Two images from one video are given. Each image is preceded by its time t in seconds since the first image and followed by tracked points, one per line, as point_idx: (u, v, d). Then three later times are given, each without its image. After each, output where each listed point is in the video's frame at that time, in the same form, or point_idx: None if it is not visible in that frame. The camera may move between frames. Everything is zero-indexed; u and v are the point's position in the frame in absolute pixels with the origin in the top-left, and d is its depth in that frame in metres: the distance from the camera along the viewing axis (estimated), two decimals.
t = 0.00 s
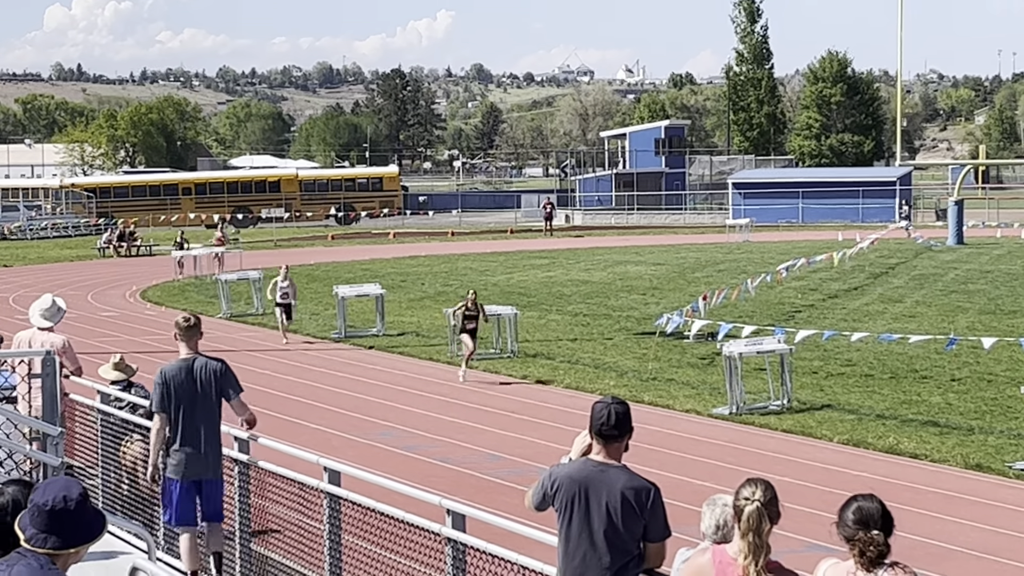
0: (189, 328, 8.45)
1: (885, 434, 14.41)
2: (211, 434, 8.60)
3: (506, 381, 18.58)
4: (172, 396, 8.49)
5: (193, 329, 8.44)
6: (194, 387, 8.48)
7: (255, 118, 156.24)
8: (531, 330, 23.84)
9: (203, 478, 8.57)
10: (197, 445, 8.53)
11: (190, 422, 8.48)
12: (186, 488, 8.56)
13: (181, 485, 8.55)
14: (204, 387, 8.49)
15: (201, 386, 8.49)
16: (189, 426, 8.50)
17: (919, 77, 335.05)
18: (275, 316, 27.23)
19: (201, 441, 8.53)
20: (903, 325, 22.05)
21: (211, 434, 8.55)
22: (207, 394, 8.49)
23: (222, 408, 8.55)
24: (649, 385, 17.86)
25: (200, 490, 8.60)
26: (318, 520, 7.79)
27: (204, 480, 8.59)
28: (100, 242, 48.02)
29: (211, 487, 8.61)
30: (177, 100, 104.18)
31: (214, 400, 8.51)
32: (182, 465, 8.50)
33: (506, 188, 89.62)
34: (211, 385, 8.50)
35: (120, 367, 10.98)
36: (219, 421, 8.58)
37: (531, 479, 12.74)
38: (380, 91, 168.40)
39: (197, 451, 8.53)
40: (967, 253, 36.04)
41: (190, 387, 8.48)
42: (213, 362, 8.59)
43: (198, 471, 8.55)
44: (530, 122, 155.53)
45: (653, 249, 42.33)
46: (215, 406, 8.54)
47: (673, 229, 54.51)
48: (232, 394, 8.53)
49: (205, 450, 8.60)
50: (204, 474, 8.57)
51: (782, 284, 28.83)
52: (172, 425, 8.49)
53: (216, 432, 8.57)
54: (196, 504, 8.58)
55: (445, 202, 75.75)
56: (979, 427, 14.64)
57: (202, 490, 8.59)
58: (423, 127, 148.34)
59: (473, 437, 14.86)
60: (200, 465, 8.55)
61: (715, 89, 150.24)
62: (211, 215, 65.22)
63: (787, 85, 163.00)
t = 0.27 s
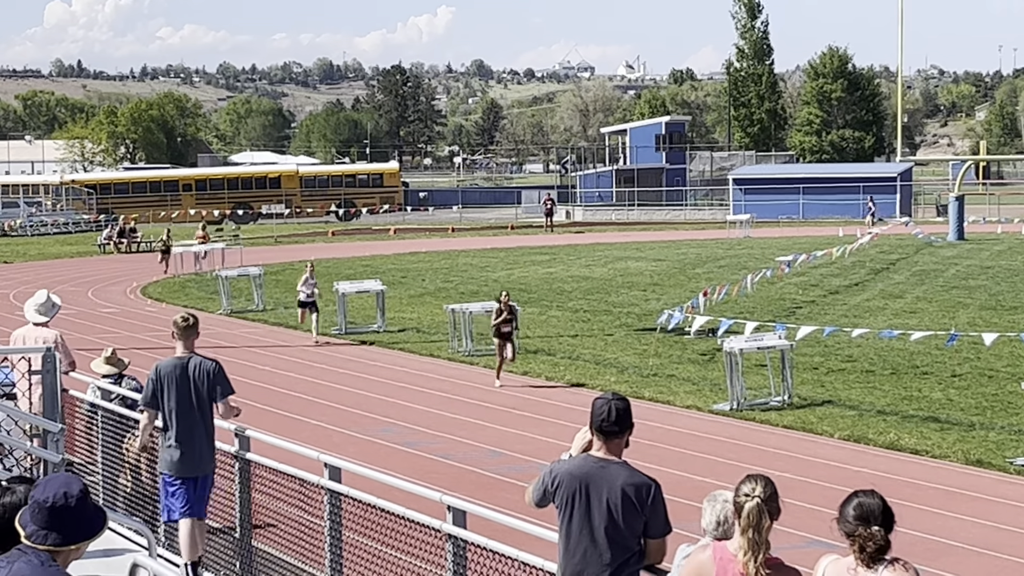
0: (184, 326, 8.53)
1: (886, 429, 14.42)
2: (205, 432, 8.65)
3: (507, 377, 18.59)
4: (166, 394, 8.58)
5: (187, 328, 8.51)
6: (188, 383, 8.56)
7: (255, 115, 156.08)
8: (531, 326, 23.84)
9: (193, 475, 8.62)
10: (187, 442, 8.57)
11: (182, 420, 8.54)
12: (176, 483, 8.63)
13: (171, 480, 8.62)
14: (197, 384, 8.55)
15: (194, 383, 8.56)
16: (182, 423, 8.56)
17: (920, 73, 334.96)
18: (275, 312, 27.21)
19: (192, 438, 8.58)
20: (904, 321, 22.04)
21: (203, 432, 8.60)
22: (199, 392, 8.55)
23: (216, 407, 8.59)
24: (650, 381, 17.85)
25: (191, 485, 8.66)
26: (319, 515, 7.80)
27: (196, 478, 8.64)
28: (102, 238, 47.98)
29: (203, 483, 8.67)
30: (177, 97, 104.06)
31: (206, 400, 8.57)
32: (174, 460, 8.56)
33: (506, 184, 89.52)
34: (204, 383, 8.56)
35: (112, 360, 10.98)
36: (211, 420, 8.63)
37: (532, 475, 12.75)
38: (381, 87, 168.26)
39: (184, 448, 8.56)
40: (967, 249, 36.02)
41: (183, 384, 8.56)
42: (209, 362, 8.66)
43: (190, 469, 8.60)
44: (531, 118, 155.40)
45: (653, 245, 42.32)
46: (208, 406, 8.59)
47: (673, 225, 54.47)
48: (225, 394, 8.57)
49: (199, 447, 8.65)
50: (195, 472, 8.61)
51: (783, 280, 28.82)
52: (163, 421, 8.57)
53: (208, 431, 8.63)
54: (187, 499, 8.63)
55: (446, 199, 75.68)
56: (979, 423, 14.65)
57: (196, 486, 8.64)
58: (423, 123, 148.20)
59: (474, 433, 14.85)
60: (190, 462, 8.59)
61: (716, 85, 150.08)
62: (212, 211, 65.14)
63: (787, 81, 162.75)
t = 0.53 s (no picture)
0: (184, 316, 8.60)
1: (886, 425, 14.42)
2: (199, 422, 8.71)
3: (507, 374, 18.59)
4: (165, 383, 8.59)
5: (187, 318, 8.59)
6: (186, 372, 8.64)
7: (255, 111, 156.09)
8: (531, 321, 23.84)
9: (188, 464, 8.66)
10: (185, 430, 8.61)
11: (181, 409, 8.59)
12: (170, 474, 8.65)
13: (166, 470, 8.63)
14: (195, 373, 8.64)
15: (192, 374, 8.64)
16: (179, 412, 8.61)
17: (920, 68, 334.70)
18: (276, 308, 27.23)
19: (189, 428, 8.63)
20: (904, 316, 22.05)
21: (199, 421, 8.67)
22: (197, 381, 8.64)
23: (211, 397, 8.71)
24: (650, 377, 17.86)
25: (183, 476, 8.69)
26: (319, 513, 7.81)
27: (192, 468, 8.68)
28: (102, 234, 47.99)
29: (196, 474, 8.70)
30: (177, 93, 104.07)
31: (204, 389, 8.67)
32: (170, 450, 8.58)
33: (506, 180, 89.59)
34: (201, 373, 8.66)
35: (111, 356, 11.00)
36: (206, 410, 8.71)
37: (532, 471, 12.75)
38: (381, 83, 168.26)
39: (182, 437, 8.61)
40: (967, 244, 36.02)
41: (182, 374, 8.62)
42: (204, 353, 8.77)
43: (185, 458, 8.64)
44: (531, 114, 155.39)
45: (654, 241, 42.30)
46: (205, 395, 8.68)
47: (673, 221, 54.48)
48: (221, 385, 8.71)
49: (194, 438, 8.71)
50: (192, 462, 8.66)
51: (783, 276, 28.83)
52: (161, 410, 8.59)
53: (204, 421, 8.70)
54: (180, 489, 8.66)
55: (446, 195, 75.67)
56: (980, 419, 14.65)
57: (189, 476, 8.67)
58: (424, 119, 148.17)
59: (474, 429, 14.85)
60: (186, 451, 8.63)
61: (716, 80, 150.01)
62: (212, 208, 65.15)
63: (787, 77, 162.73)
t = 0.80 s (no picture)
0: (174, 310, 8.54)
1: (885, 421, 14.43)
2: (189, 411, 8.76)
3: (507, 370, 18.59)
4: (158, 376, 8.56)
5: (178, 311, 8.54)
6: (179, 363, 8.63)
7: (254, 107, 156.09)
8: (530, 318, 23.85)
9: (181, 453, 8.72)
10: (179, 421, 8.67)
11: (175, 399, 8.63)
12: (163, 463, 8.72)
13: (160, 459, 8.70)
14: (188, 364, 8.64)
15: (184, 363, 8.64)
16: (171, 402, 8.65)
17: (918, 64, 334.56)
18: (275, 304, 27.24)
19: (182, 417, 8.69)
20: (903, 312, 22.06)
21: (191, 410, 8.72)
22: (189, 371, 8.65)
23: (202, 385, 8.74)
24: (649, 373, 17.86)
25: (175, 463, 8.75)
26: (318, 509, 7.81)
27: (185, 457, 8.76)
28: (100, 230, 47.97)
29: (189, 463, 8.77)
30: (176, 90, 104.10)
31: (196, 379, 8.69)
32: (165, 440, 8.65)
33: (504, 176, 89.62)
34: (194, 363, 8.68)
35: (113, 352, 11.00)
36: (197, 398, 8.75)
37: (531, 468, 12.76)
38: (379, 80, 168.31)
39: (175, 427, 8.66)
40: (966, 240, 36.04)
41: (175, 365, 8.60)
42: (192, 341, 8.75)
43: (178, 447, 8.70)
44: (529, 110, 155.42)
45: (652, 237, 42.31)
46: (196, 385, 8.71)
47: (671, 217, 54.48)
48: (212, 372, 8.75)
49: (183, 426, 8.76)
50: (186, 450, 8.74)
51: (782, 272, 28.84)
52: (157, 402, 8.58)
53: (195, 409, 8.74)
54: (174, 477, 8.74)
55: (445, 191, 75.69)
56: (978, 414, 14.66)
57: (180, 465, 8.74)
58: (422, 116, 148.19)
59: (473, 425, 14.86)
60: (178, 441, 8.69)
61: (714, 76, 149.98)
62: (210, 204, 65.16)
63: (785, 72, 162.74)
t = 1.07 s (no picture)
0: (155, 308, 8.83)
1: (882, 416, 14.45)
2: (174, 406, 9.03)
3: (504, 366, 18.60)
4: (143, 374, 8.83)
5: (157, 309, 8.83)
6: (162, 359, 8.89)
7: (251, 104, 155.85)
8: (528, 314, 23.84)
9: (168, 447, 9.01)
10: (165, 416, 8.95)
11: (160, 397, 8.91)
12: (152, 458, 9.00)
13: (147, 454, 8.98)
14: (171, 361, 8.91)
15: (167, 361, 8.91)
16: (156, 399, 8.92)
17: (916, 60, 334.41)
18: (273, 301, 27.21)
19: (167, 413, 8.96)
20: (900, 308, 22.07)
21: (176, 405, 9.00)
22: (173, 368, 8.92)
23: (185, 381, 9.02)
24: (646, 369, 17.88)
25: (163, 457, 9.04)
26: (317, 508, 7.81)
27: (171, 451, 9.04)
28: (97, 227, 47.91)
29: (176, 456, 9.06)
30: (173, 86, 103.97)
31: (179, 376, 8.96)
32: (149, 436, 8.92)
33: (502, 172, 89.52)
34: (177, 360, 8.95)
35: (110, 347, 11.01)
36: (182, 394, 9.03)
37: (529, 464, 12.78)
38: (376, 76, 168.18)
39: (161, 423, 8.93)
40: (963, 235, 36.03)
41: (158, 363, 8.88)
42: (174, 339, 9.03)
43: (164, 442, 8.98)
44: (526, 107, 155.31)
45: (650, 233, 42.27)
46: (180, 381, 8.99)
47: (668, 213, 54.46)
48: (194, 368, 9.02)
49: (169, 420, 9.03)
50: (172, 445, 9.01)
51: (779, 268, 28.83)
52: (144, 401, 8.85)
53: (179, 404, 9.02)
54: (162, 470, 9.03)
55: (442, 188, 75.60)
56: (976, 409, 14.67)
57: (168, 458, 9.03)
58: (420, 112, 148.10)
59: (471, 421, 14.88)
60: (165, 436, 8.97)
61: (711, 72, 149.92)
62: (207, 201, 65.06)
63: (781, 68, 162.68)
